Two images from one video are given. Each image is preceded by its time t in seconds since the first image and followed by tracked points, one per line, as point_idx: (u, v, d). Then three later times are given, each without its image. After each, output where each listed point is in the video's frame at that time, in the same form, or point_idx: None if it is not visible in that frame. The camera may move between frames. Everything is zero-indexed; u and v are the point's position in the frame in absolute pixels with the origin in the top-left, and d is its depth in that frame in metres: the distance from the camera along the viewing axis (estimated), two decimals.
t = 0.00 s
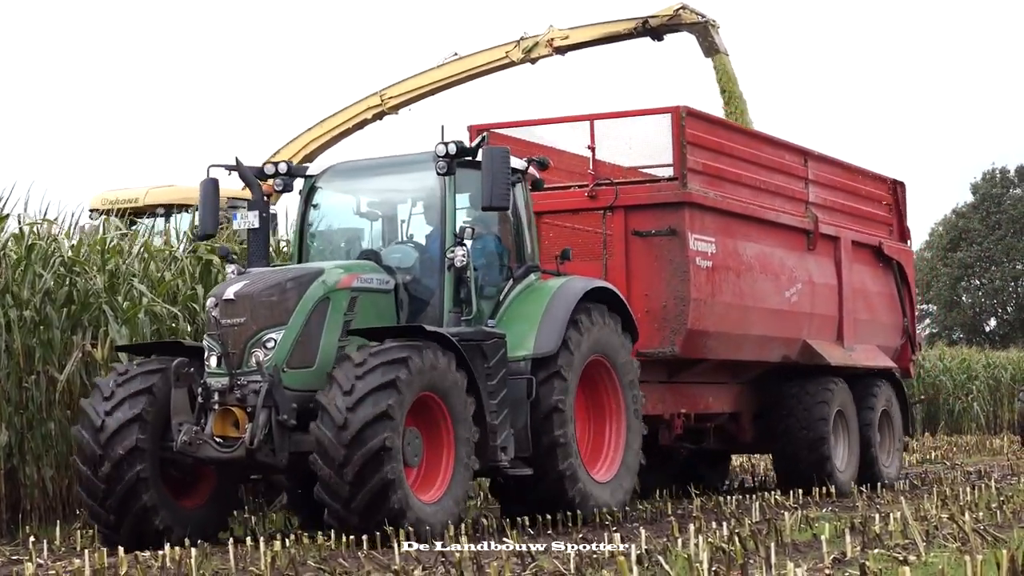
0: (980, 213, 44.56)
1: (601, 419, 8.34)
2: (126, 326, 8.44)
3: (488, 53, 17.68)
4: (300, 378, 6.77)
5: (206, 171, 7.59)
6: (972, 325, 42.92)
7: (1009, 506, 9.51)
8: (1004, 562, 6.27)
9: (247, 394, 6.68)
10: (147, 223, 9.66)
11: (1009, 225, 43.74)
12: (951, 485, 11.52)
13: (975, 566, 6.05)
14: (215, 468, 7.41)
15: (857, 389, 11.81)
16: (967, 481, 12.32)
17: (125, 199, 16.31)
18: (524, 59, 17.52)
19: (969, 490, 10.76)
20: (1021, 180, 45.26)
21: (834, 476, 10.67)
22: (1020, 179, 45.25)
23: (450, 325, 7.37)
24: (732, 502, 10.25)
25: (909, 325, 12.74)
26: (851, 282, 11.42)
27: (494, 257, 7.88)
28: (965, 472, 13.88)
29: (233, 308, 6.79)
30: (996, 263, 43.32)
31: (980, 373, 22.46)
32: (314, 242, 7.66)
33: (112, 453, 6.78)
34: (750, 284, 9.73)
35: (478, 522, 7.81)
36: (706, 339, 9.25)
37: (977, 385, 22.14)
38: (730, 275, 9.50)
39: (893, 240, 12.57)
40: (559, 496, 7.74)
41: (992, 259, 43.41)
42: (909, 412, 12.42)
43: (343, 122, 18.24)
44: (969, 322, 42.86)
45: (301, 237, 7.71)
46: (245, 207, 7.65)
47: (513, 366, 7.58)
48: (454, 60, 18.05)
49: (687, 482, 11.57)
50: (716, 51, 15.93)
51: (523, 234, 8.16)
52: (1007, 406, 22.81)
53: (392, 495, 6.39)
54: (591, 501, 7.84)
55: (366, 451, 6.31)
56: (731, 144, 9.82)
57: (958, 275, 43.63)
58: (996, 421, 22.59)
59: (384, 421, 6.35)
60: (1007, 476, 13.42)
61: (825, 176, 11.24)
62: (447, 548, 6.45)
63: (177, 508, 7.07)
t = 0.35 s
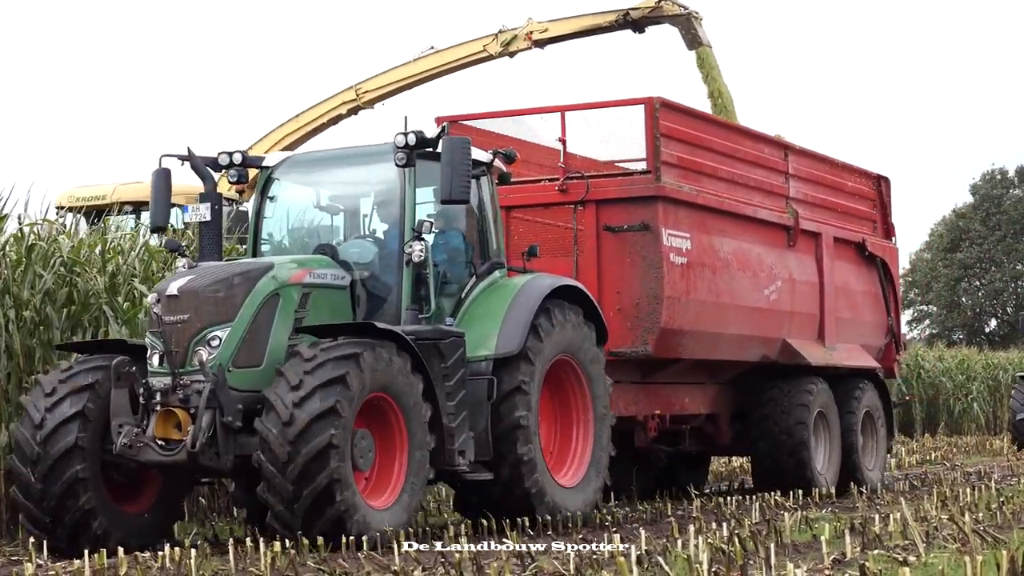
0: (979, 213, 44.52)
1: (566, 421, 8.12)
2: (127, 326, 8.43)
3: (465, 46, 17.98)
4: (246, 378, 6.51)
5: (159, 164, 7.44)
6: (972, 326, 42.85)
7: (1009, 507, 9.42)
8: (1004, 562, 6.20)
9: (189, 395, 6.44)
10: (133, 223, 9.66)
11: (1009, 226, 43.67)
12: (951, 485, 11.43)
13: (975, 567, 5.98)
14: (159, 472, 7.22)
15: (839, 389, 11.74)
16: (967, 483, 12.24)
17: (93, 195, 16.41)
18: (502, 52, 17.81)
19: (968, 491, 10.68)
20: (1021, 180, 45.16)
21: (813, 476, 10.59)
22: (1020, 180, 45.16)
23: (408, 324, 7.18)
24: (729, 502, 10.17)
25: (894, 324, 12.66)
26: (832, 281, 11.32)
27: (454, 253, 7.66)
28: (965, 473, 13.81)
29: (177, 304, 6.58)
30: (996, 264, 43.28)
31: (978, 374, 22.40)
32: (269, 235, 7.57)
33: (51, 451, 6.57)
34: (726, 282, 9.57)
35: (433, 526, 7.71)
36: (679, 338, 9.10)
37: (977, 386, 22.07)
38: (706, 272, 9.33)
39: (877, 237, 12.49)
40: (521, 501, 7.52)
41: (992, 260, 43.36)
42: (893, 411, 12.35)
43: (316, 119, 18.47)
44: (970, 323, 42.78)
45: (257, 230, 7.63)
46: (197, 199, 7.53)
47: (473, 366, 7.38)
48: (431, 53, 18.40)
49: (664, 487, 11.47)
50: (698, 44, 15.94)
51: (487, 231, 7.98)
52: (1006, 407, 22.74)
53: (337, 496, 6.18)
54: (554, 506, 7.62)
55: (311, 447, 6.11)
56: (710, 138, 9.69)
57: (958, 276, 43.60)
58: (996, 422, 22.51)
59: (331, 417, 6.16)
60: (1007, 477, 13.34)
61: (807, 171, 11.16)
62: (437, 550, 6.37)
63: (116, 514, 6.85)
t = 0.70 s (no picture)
0: (975, 215, 44.46)
1: (529, 424, 7.96)
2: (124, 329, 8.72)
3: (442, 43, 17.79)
4: (189, 379, 6.38)
5: (102, 158, 7.32)
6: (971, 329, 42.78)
7: (1009, 510, 9.34)
8: (1005, 566, 6.12)
9: (129, 397, 6.32)
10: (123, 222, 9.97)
11: (1008, 229, 43.60)
12: (950, 488, 11.36)
13: (974, 570, 5.90)
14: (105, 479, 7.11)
15: (819, 392, 11.64)
16: (967, 486, 12.17)
17: (58, 194, 16.34)
18: (477, 49, 17.61)
19: (967, 495, 10.61)
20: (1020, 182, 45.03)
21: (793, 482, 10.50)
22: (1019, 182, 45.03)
23: (361, 321, 7.07)
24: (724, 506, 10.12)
25: (879, 326, 12.59)
26: (812, 279, 11.23)
27: (409, 248, 7.58)
28: (965, 476, 13.74)
29: (116, 302, 6.49)
30: (995, 266, 43.23)
31: (976, 377, 22.35)
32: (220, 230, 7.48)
33: None
34: (699, 281, 9.42)
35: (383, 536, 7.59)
36: (651, 339, 8.93)
37: (975, 389, 22.00)
38: (678, 271, 9.18)
39: (859, 235, 12.42)
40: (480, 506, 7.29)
41: (991, 262, 43.32)
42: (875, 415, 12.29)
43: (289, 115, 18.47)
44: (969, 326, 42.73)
45: (207, 225, 7.55)
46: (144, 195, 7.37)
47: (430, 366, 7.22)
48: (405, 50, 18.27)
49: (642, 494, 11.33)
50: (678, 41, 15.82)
51: (446, 226, 7.87)
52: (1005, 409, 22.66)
53: (275, 493, 6.01)
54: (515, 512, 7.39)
55: (250, 440, 5.95)
56: (681, 133, 9.58)
57: (958, 280, 43.55)
58: (995, 425, 22.44)
59: (272, 409, 6.01)
60: (1007, 480, 13.27)
61: (785, 168, 11.07)
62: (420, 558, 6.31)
63: (52, 519, 6.71)
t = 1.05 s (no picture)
0: (971, 217, 44.44)
1: (489, 433, 7.72)
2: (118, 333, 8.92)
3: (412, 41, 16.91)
4: (124, 381, 6.01)
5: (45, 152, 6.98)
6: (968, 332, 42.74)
7: (1005, 513, 9.26)
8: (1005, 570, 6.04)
9: (57, 400, 5.95)
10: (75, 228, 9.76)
11: (1004, 232, 43.56)
12: (944, 492, 11.31)
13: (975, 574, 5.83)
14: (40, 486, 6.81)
15: (797, 396, 11.53)
16: (961, 488, 12.10)
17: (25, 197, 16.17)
18: (450, 47, 16.79)
19: (961, 498, 10.55)
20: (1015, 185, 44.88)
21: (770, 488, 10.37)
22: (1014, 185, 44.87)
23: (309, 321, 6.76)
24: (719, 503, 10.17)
25: (858, 327, 12.54)
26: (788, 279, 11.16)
27: (362, 246, 7.29)
28: (961, 479, 13.67)
29: (47, 301, 6.19)
30: (990, 269, 43.17)
31: (973, 382, 22.28)
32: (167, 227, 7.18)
33: None
34: (670, 281, 9.27)
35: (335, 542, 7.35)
36: (620, 341, 8.77)
37: (972, 392, 21.93)
38: (649, 270, 9.02)
39: (837, 234, 12.36)
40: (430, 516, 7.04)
41: (987, 265, 43.26)
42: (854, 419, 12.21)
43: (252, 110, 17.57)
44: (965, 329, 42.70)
45: (154, 221, 7.24)
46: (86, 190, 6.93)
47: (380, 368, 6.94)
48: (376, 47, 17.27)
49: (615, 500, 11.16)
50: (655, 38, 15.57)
51: (403, 224, 7.61)
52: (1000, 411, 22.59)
53: (203, 488, 5.63)
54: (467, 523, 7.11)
55: (180, 429, 5.60)
56: (652, 130, 9.47)
57: (953, 283, 43.54)
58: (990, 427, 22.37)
59: (206, 400, 5.67)
60: (1003, 482, 13.20)
61: (758, 163, 11.00)
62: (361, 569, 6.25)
63: None
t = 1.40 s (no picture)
0: (971, 220, 44.39)
1: (449, 432, 7.55)
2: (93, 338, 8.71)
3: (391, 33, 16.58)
4: (55, 382, 5.74)
5: None
6: (968, 334, 42.71)
7: (1005, 513, 9.18)
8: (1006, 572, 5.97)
9: None
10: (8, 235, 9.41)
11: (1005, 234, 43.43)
12: (944, 494, 11.22)
13: None
14: None
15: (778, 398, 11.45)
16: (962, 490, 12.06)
17: None
18: (429, 39, 16.45)
19: (961, 499, 10.47)
20: (1015, 187, 44.62)
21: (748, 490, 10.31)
22: (1015, 186, 44.62)
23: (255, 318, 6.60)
24: (717, 505, 10.27)
25: (842, 327, 12.47)
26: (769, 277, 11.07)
27: (311, 241, 7.14)
28: (962, 481, 13.61)
29: None
30: (990, 270, 43.11)
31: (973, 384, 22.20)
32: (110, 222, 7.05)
33: None
34: (642, 279, 9.18)
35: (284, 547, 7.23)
36: (590, 340, 8.69)
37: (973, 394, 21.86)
38: (620, 267, 8.95)
39: (820, 232, 12.28)
40: (381, 514, 6.83)
41: (986, 266, 43.20)
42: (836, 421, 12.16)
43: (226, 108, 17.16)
44: (966, 330, 42.67)
45: (99, 214, 7.12)
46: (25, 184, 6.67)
47: (331, 367, 6.80)
48: (355, 39, 16.81)
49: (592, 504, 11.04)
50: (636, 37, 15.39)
51: (355, 220, 7.46)
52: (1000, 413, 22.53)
53: (132, 477, 5.38)
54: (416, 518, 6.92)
55: (114, 413, 5.38)
56: (622, 123, 9.34)
57: (954, 284, 43.50)
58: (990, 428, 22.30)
59: (143, 387, 5.46)
60: (1005, 484, 13.14)
61: (736, 158, 10.84)
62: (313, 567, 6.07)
63: None
